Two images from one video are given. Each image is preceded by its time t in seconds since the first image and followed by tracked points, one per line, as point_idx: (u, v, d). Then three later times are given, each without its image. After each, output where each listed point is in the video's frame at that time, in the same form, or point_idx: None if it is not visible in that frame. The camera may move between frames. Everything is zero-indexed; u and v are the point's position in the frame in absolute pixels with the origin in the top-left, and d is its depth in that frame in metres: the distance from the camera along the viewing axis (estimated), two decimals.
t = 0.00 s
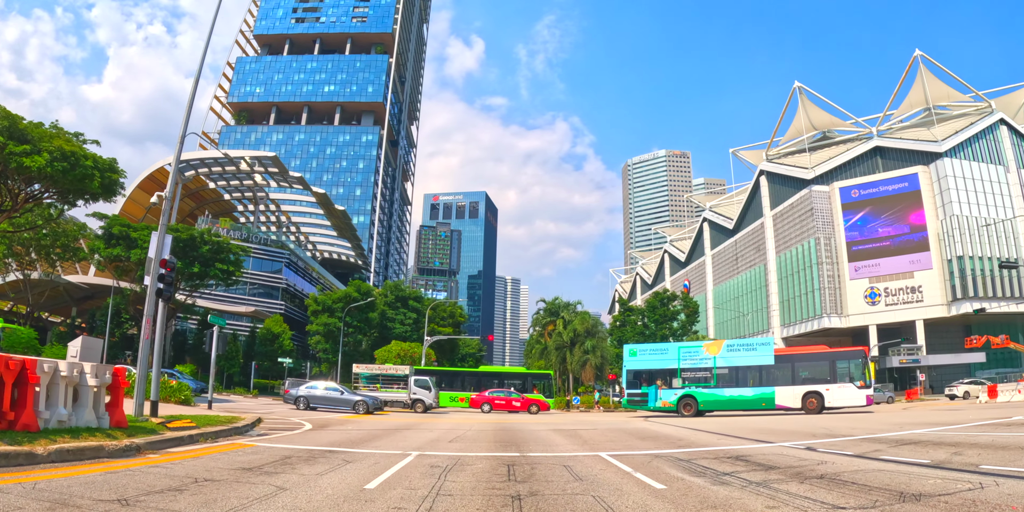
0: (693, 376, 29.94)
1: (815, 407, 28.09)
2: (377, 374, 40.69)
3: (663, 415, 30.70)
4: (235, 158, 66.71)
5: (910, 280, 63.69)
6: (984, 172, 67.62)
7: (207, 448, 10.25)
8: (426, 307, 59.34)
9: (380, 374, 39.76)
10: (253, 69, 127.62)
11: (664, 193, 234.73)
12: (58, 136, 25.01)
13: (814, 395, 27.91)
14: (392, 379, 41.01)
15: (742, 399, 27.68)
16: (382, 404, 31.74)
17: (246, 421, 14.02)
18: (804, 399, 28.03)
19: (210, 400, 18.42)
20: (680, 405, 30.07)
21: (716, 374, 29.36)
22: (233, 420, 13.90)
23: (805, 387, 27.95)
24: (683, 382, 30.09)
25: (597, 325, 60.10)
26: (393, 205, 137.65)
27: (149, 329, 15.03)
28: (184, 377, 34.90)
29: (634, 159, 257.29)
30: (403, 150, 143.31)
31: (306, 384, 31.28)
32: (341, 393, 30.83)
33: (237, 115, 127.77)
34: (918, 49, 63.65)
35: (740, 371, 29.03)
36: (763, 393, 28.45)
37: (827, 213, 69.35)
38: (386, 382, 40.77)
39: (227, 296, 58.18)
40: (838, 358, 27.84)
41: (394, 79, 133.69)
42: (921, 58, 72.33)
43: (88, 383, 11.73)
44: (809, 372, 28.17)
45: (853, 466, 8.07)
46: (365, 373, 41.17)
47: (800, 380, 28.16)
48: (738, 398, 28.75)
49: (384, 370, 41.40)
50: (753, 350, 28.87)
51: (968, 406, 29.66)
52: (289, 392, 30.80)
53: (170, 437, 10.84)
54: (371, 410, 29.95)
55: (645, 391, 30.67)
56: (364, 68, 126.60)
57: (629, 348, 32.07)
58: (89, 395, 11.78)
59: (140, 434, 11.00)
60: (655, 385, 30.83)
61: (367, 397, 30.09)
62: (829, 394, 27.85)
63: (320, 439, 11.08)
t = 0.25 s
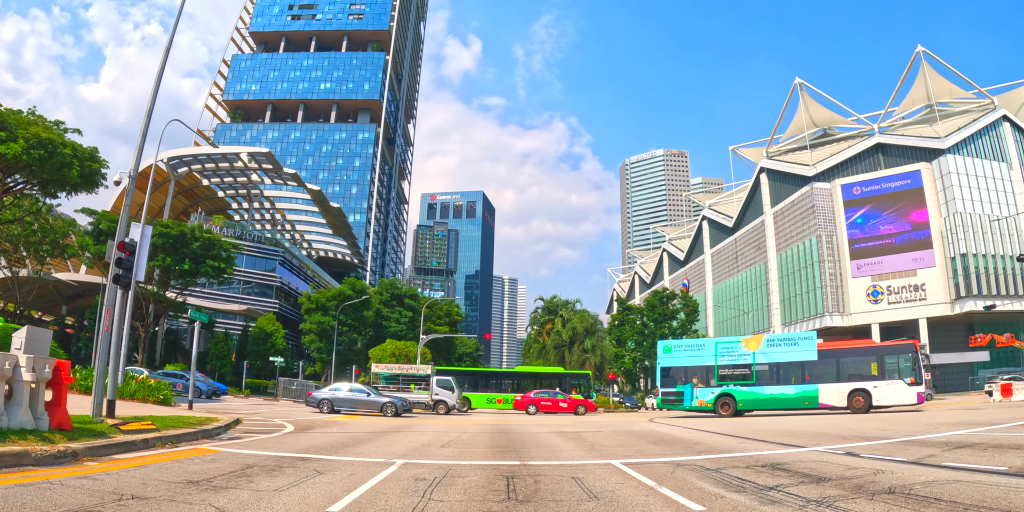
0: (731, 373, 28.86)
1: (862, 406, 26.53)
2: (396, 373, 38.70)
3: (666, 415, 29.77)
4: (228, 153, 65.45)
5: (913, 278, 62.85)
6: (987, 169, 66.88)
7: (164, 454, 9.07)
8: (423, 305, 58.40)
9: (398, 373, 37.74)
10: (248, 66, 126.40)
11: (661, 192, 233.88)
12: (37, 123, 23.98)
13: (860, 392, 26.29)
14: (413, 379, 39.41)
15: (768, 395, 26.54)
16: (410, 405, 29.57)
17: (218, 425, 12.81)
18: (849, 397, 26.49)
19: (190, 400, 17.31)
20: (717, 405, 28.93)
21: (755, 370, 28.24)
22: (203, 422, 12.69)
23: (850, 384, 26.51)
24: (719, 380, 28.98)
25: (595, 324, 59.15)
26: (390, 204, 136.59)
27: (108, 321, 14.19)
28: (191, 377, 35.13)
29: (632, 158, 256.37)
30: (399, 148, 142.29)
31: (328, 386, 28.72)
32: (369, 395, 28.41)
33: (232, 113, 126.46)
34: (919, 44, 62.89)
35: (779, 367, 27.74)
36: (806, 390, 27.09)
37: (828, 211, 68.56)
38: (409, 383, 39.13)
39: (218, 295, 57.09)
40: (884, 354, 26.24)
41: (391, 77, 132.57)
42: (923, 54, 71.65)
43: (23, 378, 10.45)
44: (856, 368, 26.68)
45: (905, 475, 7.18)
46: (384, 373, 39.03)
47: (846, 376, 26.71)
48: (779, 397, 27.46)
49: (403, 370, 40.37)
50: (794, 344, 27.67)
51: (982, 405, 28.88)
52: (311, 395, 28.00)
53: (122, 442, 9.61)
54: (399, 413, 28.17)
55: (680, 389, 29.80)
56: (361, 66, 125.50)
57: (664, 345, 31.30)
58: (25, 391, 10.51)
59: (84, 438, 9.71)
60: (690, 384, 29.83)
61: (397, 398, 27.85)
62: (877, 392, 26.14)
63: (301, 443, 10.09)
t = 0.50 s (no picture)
0: (773, 370, 28.06)
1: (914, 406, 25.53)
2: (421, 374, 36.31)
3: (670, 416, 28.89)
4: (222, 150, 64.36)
5: (916, 277, 62.11)
6: (991, 166, 66.22)
7: (112, 462, 7.91)
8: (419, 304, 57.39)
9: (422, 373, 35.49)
10: (244, 64, 125.28)
11: (660, 192, 233.12)
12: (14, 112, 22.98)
13: (912, 389, 25.30)
14: (438, 379, 36.80)
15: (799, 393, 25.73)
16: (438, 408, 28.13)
17: (188, 427, 11.65)
18: (901, 394, 25.44)
19: (170, 401, 16.35)
20: (759, 404, 28.15)
21: (799, 367, 27.39)
22: (172, 424, 11.54)
23: (901, 380, 25.50)
24: (762, 377, 28.21)
25: (595, 323, 58.18)
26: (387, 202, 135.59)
27: (63, 311, 13.08)
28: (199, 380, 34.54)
29: (630, 158, 255.62)
30: (397, 147, 141.31)
31: (353, 388, 27.21)
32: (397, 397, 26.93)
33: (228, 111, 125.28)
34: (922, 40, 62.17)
35: (826, 362, 26.90)
36: (853, 388, 26.19)
37: (831, 208, 67.79)
38: (436, 383, 36.71)
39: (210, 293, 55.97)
40: (937, 348, 25.24)
41: (388, 75, 131.63)
42: (925, 50, 70.99)
43: None
44: (907, 363, 25.65)
45: (970, 486, 6.37)
46: (408, 372, 36.35)
47: (896, 373, 25.71)
48: (825, 394, 26.62)
49: (428, 369, 37.34)
50: (839, 339, 26.88)
51: (995, 405, 28.10)
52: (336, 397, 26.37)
53: (64, 447, 8.39)
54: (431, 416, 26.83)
55: (720, 386, 29.13)
56: (358, 63, 124.50)
57: (703, 341, 30.56)
58: None
59: (22, 442, 8.58)
60: (730, 381, 29.15)
61: (428, 400, 26.52)
62: (930, 389, 25.07)
63: (286, 447, 9.18)
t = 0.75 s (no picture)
0: (819, 366, 26.82)
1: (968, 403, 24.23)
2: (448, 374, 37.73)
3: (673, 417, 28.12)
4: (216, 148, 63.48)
5: (919, 276, 61.40)
6: (994, 164, 65.59)
7: (51, 471, 6.99)
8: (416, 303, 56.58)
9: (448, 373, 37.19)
10: (241, 63, 124.43)
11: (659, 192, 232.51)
12: None
13: (969, 386, 23.72)
14: (466, 379, 37.57)
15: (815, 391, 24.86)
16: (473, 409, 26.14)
17: (157, 430, 10.70)
18: (958, 392, 23.90)
19: (151, 402, 15.52)
20: (806, 403, 27.02)
21: (847, 363, 26.11)
22: (138, 426, 10.61)
23: (959, 376, 23.92)
24: (807, 375, 27.06)
25: (595, 323, 57.42)
26: (384, 202, 134.71)
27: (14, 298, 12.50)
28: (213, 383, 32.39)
29: (628, 158, 255.00)
30: (394, 146, 140.42)
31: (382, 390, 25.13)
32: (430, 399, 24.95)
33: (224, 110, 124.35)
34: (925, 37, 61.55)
35: (876, 359, 25.56)
36: (906, 386, 24.87)
37: (832, 207, 67.09)
38: (463, 383, 37.36)
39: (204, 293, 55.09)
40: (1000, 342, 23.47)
41: (386, 73, 130.79)
42: (928, 47, 70.37)
43: None
44: (965, 359, 24.08)
45: None
46: (434, 372, 37.64)
47: (953, 369, 24.15)
48: (876, 392, 25.44)
49: (455, 370, 38.07)
50: (890, 333, 25.38)
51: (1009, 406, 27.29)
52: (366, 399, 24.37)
53: None
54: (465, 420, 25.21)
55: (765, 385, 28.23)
56: (355, 62, 123.65)
57: (746, 336, 29.57)
58: None
59: None
60: (775, 379, 28.18)
61: (463, 403, 24.56)
62: (991, 386, 23.43)
63: (268, 454, 8.38)
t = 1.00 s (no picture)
0: (871, 361, 24.34)
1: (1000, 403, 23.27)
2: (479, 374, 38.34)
3: (676, 417, 27.34)
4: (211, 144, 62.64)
5: (922, 274, 60.75)
6: (998, 161, 64.97)
7: None
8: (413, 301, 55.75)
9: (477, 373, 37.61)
10: (238, 60, 123.42)
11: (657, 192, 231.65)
12: None
13: None
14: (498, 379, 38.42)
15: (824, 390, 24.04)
16: (512, 411, 24.17)
17: (122, 432, 9.82)
18: (1021, 387, 21.62)
19: (132, 402, 14.69)
20: (856, 400, 24.60)
21: (903, 357, 23.57)
22: (101, 429, 9.73)
23: None
24: (858, 371, 24.58)
25: (595, 321, 56.64)
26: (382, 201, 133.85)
27: None
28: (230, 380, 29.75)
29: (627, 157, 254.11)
30: (392, 145, 139.48)
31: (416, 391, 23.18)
32: (468, 399, 23.00)
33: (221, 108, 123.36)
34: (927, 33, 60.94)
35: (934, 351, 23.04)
36: (965, 380, 22.53)
37: (834, 204, 66.41)
38: (494, 383, 38.21)
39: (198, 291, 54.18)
40: None
41: (384, 71, 129.94)
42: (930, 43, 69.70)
43: None
44: None
45: None
46: (464, 372, 38.59)
47: (1016, 362, 21.86)
48: (932, 389, 22.95)
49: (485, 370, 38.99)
50: (949, 322, 22.95)
51: None
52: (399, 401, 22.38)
53: None
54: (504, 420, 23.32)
55: (812, 381, 25.58)
56: (353, 59, 122.73)
57: (791, 330, 26.94)
58: None
59: None
60: (823, 375, 25.51)
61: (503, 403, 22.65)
62: None
63: (244, 461, 7.58)
